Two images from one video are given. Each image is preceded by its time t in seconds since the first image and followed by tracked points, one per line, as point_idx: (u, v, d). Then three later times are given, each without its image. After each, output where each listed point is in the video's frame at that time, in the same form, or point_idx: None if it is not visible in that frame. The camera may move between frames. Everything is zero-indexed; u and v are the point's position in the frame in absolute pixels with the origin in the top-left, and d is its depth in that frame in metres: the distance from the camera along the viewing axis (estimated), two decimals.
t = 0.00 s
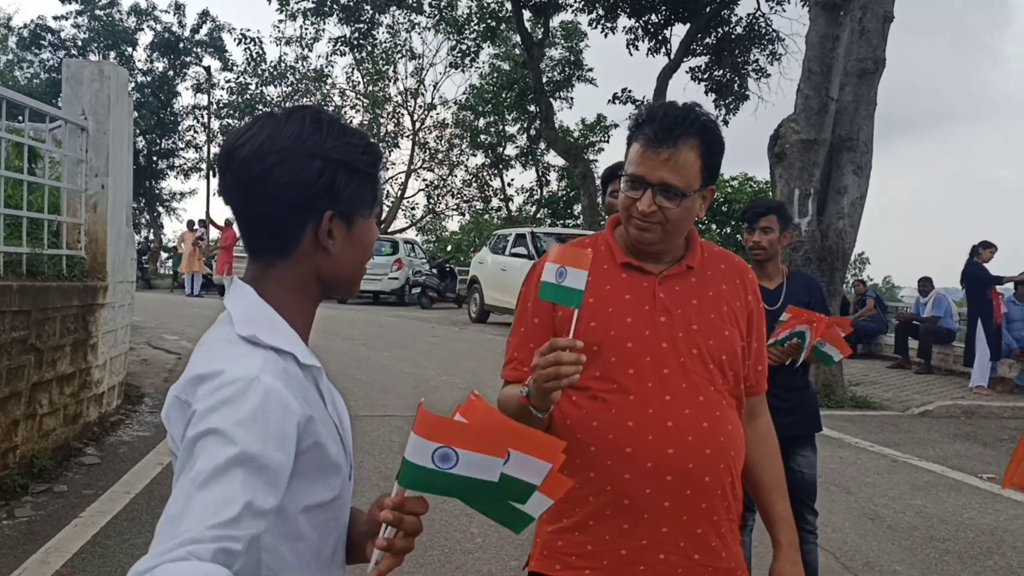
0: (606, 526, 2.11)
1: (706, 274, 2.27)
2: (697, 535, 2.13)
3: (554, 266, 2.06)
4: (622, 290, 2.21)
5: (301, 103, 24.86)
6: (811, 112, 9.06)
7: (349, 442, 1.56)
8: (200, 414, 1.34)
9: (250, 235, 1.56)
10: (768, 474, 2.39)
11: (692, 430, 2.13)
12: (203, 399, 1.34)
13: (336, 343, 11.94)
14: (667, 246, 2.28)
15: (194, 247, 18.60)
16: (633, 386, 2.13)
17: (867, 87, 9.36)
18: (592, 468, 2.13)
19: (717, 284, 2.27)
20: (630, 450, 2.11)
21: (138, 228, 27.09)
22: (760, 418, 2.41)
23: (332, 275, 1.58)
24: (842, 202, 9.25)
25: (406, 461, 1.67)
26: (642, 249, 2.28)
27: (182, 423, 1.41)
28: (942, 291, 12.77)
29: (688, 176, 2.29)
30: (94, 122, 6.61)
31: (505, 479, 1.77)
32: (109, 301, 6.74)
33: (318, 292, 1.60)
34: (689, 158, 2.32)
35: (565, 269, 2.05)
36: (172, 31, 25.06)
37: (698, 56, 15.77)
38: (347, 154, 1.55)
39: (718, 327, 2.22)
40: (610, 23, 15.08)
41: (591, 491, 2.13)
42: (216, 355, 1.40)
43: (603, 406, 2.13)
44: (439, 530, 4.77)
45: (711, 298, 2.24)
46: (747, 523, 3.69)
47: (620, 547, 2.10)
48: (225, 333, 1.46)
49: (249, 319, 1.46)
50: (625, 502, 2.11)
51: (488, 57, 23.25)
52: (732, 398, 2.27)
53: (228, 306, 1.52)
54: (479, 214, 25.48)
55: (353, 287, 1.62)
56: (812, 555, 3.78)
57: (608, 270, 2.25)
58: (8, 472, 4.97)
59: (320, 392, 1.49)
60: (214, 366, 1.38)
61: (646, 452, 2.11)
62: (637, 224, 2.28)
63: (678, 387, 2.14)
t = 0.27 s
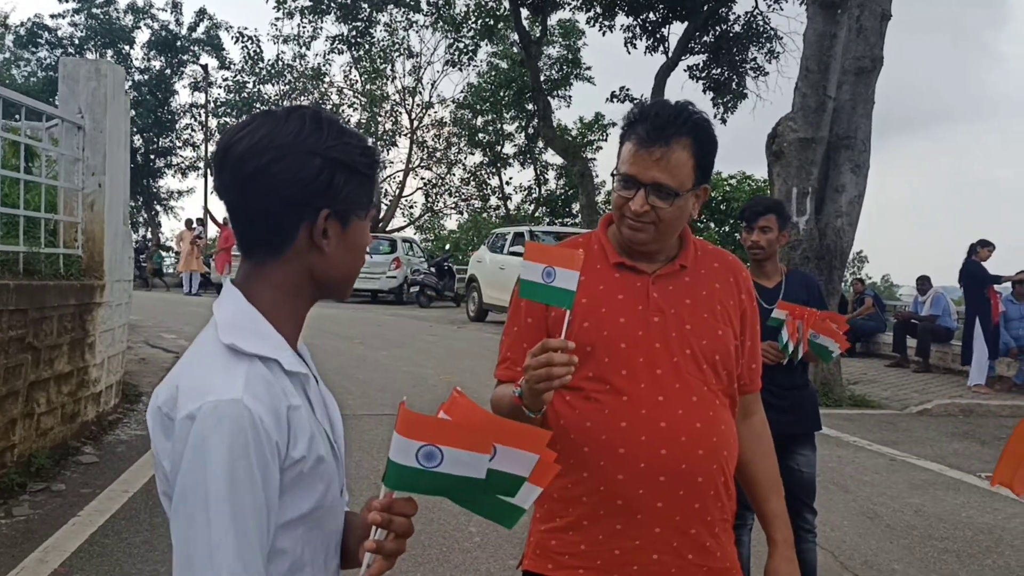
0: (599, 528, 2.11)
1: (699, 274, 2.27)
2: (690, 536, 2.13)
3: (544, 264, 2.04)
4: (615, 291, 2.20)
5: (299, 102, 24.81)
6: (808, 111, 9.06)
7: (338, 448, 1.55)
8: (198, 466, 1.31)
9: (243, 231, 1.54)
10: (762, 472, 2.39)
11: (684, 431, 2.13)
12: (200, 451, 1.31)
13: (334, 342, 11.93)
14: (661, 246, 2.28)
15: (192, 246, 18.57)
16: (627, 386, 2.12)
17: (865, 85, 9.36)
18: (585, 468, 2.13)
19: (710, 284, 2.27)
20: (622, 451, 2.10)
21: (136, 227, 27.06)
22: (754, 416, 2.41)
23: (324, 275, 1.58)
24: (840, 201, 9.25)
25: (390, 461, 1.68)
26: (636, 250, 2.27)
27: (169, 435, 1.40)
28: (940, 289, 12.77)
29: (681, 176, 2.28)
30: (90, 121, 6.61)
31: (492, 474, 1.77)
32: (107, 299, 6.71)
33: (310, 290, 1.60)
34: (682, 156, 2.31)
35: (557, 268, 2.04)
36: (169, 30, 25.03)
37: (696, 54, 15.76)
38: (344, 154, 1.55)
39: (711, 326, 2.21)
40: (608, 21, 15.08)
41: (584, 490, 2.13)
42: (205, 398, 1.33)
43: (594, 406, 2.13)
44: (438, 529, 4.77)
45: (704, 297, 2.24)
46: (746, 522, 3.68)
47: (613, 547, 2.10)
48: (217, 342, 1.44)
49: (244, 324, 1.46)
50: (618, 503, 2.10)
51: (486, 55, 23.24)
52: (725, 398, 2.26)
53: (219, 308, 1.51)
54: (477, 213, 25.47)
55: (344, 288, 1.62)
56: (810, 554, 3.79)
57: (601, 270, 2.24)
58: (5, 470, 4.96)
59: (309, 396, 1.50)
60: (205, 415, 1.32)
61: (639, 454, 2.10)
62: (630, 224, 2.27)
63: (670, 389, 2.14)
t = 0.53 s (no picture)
0: (595, 527, 2.12)
1: (693, 273, 2.28)
2: (685, 535, 2.13)
3: (545, 267, 2.08)
4: (610, 291, 2.21)
5: (298, 101, 24.80)
6: (807, 110, 9.08)
7: (338, 444, 1.57)
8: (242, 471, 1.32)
9: (236, 233, 1.56)
10: (756, 471, 2.39)
11: (678, 430, 2.13)
12: (245, 459, 1.31)
13: (334, 341, 11.93)
14: (654, 247, 2.28)
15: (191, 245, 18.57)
16: (621, 387, 2.14)
17: (864, 85, 9.37)
18: (581, 469, 2.14)
19: (704, 283, 2.27)
20: (618, 451, 2.12)
21: (135, 226, 27.05)
22: (748, 415, 2.42)
23: (317, 274, 1.59)
24: (839, 200, 9.26)
25: (413, 442, 1.73)
26: (629, 251, 2.27)
27: (184, 439, 1.39)
28: (939, 288, 12.79)
29: (673, 177, 2.28)
30: (90, 120, 6.60)
31: (511, 446, 1.81)
32: (107, 299, 6.71)
33: (304, 291, 1.61)
34: (674, 156, 2.32)
35: (556, 270, 2.07)
36: (168, 29, 25.02)
37: (695, 54, 15.78)
38: (334, 154, 1.55)
39: (705, 326, 2.22)
40: (606, 20, 15.09)
41: (580, 490, 2.14)
42: (240, 401, 1.34)
43: (590, 407, 2.14)
44: (439, 528, 4.77)
45: (698, 297, 2.25)
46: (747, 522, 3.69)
47: (610, 548, 2.11)
48: (224, 342, 1.45)
49: (243, 324, 1.48)
50: (614, 503, 2.12)
51: (484, 54, 23.25)
52: (719, 397, 2.27)
53: (217, 308, 1.54)
54: (477, 212, 25.47)
55: (338, 288, 1.62)
56: (810, 552, 3.81)
57: (596, 271, 2.25)
58: (6, 469, 4.96)
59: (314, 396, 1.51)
60: (245, 420, 1.32)
61: (636, 454, 2.11)
62: (622, 224, 2.28)
63: (667, 389, 2.15)
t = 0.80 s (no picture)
0: (588, 528, 2.12)
1: (682, 273, 2.28)
2: (677, 534, 2.14)
3: (532, 264, 2.10)
4: (600, 291, 2.21)
5: (296, 101, 24.77)
6: (804, 111, 9.09)
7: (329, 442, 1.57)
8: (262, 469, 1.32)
9: (221, 233, 1.56)
10: (746, 471, 2.40)
11: (669, 429, 2.14)
12: (263, 452, 1.32)
13: (330, 342, 11.93)
14: (642, 247, 2.28)
15: (188, 246, 18.55)
16: (612, 387, 2.14)
17: (860, 86, 9.38)
18: (573, 469, 2.13)
19: (693, 283, 2.28)
20: (610, 451, 2.11)
21: (131, 227, 27.03)
22: (737, 415, 2.43)
23: (300, 275, 1.59)
24: (835, 201, 9.27)
25: (414, 424, 1.79)
26: (617, 252, 2.28)
27: (193, 440, 1.38)
28: (935, 289, 12.81)
29: (660, 178, 2.28)
30: (87, 121, 6.58)
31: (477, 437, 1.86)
32: (103, 300, 6.70)
33: (288, 292, 1.61)
34: (660, 157, 2.32)
35: (542, 267, 2.10)
36: (165, 30, 25.00)
37: (692, 55, 15.78)
38: (316, 156, 1.56)
39: (695, 325, 2.23)
40: (603, 21, 15.10)
41: (571, 491, 2.14)
42: (250, 396, 1.34)
43: (581, 407, 2.14)
44: (435, 529, 4.77)
45: (687, 296, 2.25)
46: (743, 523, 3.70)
47: (603, 548, 2.11)
48: (222, 341, 1.45)
49: (239, 324, 1.48)
50: (606, 503, 2.12)
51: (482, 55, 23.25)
52: (709, 397, 2.27)
53: (202, 307, 1.53)
54: (474, 213, 25.46)
55: (322, 289, 1.63)
56: (805, 553, 3.83)
57: (585, 271, 2.25)
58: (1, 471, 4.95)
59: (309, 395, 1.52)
60: (257, 411, 1.33)
61: (629, 453, 2.12)
62: (610, 226, 2.28)
63: (659, 388, 2.15)
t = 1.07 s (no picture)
0: (585, 526, 2.12)
1: (674, 272, 2.28)
2: (672, 532, 2.14)
3: (522, 264, 2.10)
4: (592, 291, 2.22)
5: (295, 102, 24.76)
6: (803, 111, 9.10)
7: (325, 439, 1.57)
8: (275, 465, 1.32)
9: (212, 232, 1.57)
10: (741, 470, 2.40)
11: (663, 428, 2.14)
12: (265, 444, 1.32)
13: (330, 343, 11.92)
14: (633, 246, 2.29)
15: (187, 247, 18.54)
16: (605, 385, 2.14)
17: (859, 86, 9.39)
18: (569, 468, 2.14)
19: (686, 281, 2.28)
20: (604, 450, 2.12)
21: (130, 227, 27.02)
22: (733, 413, 2.43)
23: (290, 272, 1.58)
24: (834, 201, 9.29)
25: (395, 419, 1.87)
26: (608, 252, 2.29)
27: (194, 438, 1.38)
28: (934, 289, 12.82)
29: (649, 176, 2.29)
30: (86, 122, 6.59)
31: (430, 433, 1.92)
32: (102, 300, 6.69)
33: (280, 292, 1.61)
34: (648, 157, 2.33)
35: (534, 266, 2.09)
36: (164, 30, 25.01)
37: (691, 55, 15.79)
38: (305, 154, 1.57)
39: (688, 324, 2.23)
40: (602, 21, 15.11)
41: (567, 490, 2.14)
42: (250, 391, 1.35)
43: (575, 407, 2.15)
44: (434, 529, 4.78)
45: (680, 294, 2.25)
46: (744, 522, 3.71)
47: (598, 547, 2.11)
48: (217, 339, 1.45)
49: (234, 321, 1.48)
50: (601, 501, 2.12)
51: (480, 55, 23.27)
52: (704, 395, 2.27)
53: (192, 306, 1.54)
54: (473, 213, 25.46)
55: (313, 287, 1.62)
56: (805, 552, 3.83)
57: (577, 271, 2.26)
58: (2, 471, 4.95)
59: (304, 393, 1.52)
60: (257, 405, 1.34)
61: (623, 451, 2.12)
62: (600, 228, 2.29)
63: (654, 386, 2.16)
